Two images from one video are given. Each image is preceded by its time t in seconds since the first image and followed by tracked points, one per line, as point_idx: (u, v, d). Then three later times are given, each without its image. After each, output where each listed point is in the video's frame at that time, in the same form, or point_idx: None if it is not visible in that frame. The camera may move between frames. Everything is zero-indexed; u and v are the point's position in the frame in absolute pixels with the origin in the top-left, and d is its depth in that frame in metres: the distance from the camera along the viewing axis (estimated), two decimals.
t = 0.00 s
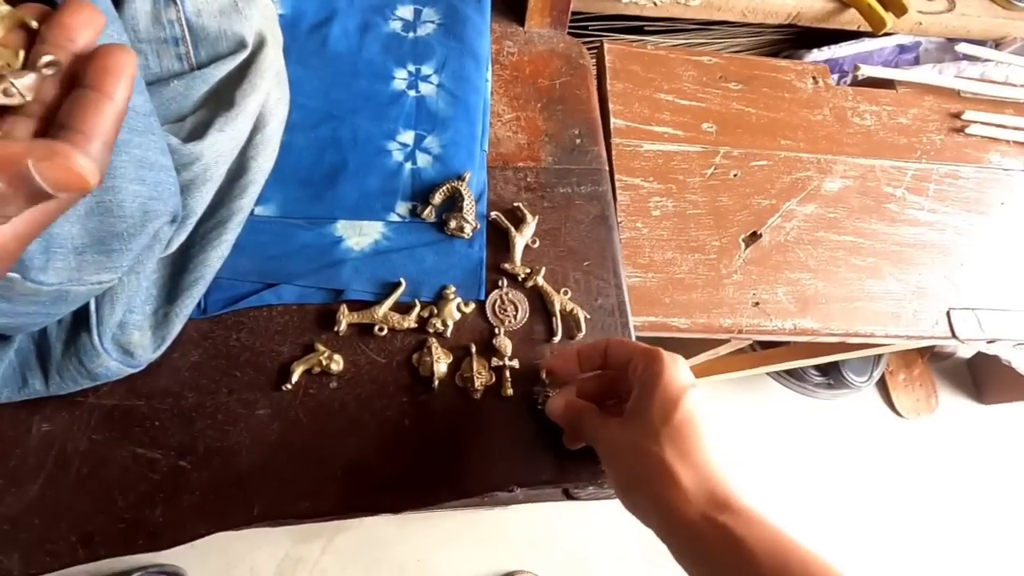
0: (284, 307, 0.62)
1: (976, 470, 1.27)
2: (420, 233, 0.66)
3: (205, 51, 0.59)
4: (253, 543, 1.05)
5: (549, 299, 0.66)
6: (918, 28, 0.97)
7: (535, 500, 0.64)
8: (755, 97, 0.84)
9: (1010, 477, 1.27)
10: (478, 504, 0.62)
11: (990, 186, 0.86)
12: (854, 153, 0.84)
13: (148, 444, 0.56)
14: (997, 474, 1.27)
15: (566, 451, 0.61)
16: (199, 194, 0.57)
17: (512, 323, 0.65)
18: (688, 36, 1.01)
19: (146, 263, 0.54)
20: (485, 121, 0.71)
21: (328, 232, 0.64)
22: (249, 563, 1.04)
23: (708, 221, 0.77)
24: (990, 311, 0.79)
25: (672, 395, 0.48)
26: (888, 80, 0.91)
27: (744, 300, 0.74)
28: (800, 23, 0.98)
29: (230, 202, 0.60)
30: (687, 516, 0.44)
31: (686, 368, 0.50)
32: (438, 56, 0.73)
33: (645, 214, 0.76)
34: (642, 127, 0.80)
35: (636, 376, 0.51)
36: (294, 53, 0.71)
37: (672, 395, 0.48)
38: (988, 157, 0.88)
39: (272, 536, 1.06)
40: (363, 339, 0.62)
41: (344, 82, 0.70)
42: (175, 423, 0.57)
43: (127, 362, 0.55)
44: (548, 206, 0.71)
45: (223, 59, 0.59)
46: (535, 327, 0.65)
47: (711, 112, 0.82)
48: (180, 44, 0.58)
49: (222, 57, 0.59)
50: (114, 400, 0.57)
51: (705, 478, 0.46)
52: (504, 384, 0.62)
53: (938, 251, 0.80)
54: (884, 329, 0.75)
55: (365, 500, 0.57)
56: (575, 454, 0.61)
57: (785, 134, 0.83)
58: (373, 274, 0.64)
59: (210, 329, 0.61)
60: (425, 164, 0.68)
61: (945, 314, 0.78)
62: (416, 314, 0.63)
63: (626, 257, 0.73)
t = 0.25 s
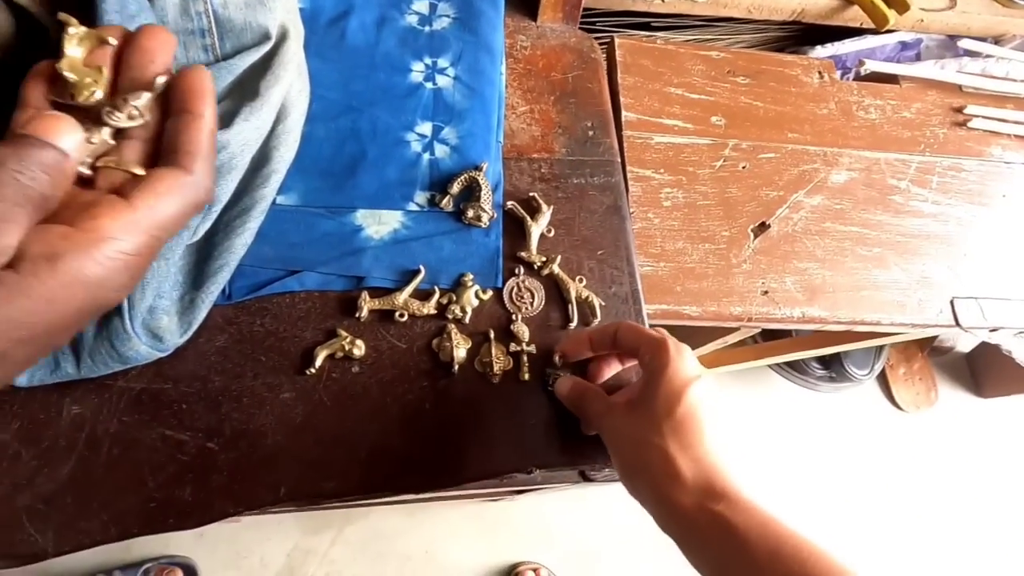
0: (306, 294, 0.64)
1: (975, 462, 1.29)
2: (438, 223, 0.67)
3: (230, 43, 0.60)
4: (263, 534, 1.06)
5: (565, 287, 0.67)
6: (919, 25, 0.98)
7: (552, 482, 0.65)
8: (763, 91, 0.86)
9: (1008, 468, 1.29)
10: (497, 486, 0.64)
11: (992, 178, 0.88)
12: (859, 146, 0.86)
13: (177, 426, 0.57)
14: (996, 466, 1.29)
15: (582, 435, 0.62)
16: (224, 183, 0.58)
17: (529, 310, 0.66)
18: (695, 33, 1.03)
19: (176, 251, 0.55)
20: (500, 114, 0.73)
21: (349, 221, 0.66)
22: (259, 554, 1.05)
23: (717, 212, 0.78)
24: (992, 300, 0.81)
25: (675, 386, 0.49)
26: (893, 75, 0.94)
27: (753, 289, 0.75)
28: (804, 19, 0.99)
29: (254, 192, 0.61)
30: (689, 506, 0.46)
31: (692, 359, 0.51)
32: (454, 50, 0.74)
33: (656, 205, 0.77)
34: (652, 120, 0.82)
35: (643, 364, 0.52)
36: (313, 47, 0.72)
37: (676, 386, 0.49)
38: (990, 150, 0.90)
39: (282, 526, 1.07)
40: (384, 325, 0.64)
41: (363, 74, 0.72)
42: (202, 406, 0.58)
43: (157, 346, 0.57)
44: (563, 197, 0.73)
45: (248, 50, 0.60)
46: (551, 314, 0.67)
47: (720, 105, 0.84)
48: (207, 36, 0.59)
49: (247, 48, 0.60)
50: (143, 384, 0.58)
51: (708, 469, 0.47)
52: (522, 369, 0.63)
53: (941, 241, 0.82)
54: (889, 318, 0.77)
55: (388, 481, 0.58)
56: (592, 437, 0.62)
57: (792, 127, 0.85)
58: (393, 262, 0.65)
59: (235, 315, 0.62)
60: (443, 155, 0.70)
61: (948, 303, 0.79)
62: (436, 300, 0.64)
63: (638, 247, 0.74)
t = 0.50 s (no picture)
0: (318, 284, 0.65)
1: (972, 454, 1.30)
2: (447, 214, 0.68)
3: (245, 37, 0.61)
4: (268, 529, 1.07)
5: (572, 277, 0.69)
6: (914, 23, 1.00)
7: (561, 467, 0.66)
8: (763, 86, 0.88)
9: (1005, 460, 1.31)
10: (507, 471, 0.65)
11: (987, 171, 0.90)
12: (858, 140, 0.87)
13: (194, 413, 0.58)
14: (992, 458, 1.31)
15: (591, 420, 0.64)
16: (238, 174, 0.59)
17: (537, 299, 0.68)
18: (695, 30, 1.04)
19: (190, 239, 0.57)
20: (507, 107, 0.74)
21: (360, 212, 0.67)
22: (264, 549, 1.05)
23: (720, 204, 0.80)
24: (989, 290, 0.83)
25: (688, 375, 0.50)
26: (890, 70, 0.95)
27: (756, 279, 0.77)
28: (802, 17, 1.00)
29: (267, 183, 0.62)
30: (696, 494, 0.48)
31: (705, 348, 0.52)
32: (461, 45, 0.76)
33: (660, 197, 0.79)
34: (655, 114, 0.83)
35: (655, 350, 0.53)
36: (322, 42, 0.73)
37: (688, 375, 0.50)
38: (985, 144, 0.91)
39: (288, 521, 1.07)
40: (396, 314, 0.65)
41: (372, 69, 0.73)
42: (218, 394, 0.59)
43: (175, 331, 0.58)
44: (569, 188, 0.74)
45: (263, 45, 0.61)
46: (559, 303, 0.68)
47: (721, 100, 0.86)
48: (222, 30, 0.59)
49: (262, 43, 0.61)
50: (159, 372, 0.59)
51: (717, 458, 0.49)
52: (532, 356, 0.64)
53: (939, 232, 0.84)
54: (889, 307, 0.79)
55: (402, 466, 0.59)
56: (600, 422, 0.64)
57: (791, 121, 0.86)
58: (403, 252, 0.66)
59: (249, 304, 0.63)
60: (451, 148, 0.71)
61: (946, 292, 0.81)
62: (446, 290, 0.66)
63: (643, 237, 0.76)
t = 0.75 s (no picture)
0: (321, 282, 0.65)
1: (969, 448, 1.31)
2: (448, 212, 0.69)
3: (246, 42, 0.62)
4: (270, 531, 1.07)
5: (573, 273, 0.69)
6: (906, 22, 1.02)
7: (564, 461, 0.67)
8: (758, 84, 0.89)
9: (1000, 453, 1.32)
10: (510, 464, 0.66)
11: (979, 166, 0.91)
12: (852, 136, 0.89)
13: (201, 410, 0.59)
14: (988, 451, 1.32)
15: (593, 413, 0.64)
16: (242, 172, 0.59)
17: (538, 295, 0.68)
18: (690, 30, 1.06)
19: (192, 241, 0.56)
20: (506, 106, 0.75)
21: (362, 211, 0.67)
22: (266, 550, 1.06)
23: (717, 200, 0.81)
24: (982, 282, 0.84)
25: (675, 410, 0.51)
26: (883, 68, 0.97)
27: (753, 273, 0.78)
28: (795, 16, 1.02)
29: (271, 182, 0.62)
30: (686, 533, 0.49)
31: (691, 380, 0.52)
32: (460, 45, 0.77)
33: (657, 193, 0.80)
34: (652, 112, 0.84)
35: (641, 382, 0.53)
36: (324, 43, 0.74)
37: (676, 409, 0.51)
38: (976, 139, 0.93)
39: (290, 522, 1.08)
40: (398, 310, 0.65)
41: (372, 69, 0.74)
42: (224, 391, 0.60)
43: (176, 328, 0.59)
44: (568, 186, 0.75)
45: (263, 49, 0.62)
46: (559, 299, 0.69)
47: (717, 98, 0.87)
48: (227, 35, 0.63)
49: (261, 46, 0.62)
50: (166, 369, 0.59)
51: (705, 494, 0.50)
52: (533, 350, 0.65)
53: (933, 226, 0.85)
54: (884, 300, 0.80)
55: (407, 460, 0.60)
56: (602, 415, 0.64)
57: (786, 118, 0.88)
58: (405, 250, 0.67)
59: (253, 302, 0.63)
60: (452, 146, 0.72)
61: (941, 285, 0.82)
62: (448, 286, 0.66)
63: (641, 234, 0.77)
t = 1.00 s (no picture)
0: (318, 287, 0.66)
1: (964, 444, 1.32)
2: (443, 216, 0.70)
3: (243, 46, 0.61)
4: (270, 536, 1.07)
5: (567, 275, 0.70)
6: (895, 22, 1.04)
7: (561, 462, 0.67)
8: (749, 85, 0.90)
9: (996, 449, 1.33)
10: (507, 466, 0.66)
11: (969, 164, 0.92)
12: (842, 136, 0.89)
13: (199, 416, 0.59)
14: (983, 448, 1.33)
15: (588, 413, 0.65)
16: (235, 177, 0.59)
17: (533, 297, 0.69)
18: (681, 33, 1.07)
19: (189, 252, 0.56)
20: (499, 110, 0.75)
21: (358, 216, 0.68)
22: (266, 555, 1.06)
23: (710, 200, 0.81)
24: (973, 280, 0.85)
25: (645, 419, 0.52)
26: (872, 68, 0.98)
27: (746, 273, 0.78)
28: (785, 18, 1.03)
29: (265, 188, 0.61)
30: (661, 544, 0.49)
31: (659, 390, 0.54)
32: (454, 50, 0.77)
33: (651, 195, 0.81)
34: (644, 114, 0.85)
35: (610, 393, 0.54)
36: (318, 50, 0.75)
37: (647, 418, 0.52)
38: (966, 138, 0.94)
39: (290, 526, 1.08)
40: (394, 314, 0.66)
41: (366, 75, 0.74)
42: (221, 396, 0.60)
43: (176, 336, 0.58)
44: (562, 188, 0.76)
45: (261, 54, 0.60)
46: (554, 300, 0.69)
47: (709, 100, 0.88)
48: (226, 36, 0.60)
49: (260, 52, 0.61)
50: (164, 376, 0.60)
51: (677, 502, 0.50)
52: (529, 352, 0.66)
53: (923, 224, 0.86)
54: (876, 298, 0.80)
55: (405, 462, 0.60)
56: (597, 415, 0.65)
57: (778, 119, 0.89)
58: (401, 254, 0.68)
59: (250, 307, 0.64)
60: (446, 151, 0.72)
61: (932, 283, 0.83)
62: (443, 290, 0.67)
63: (635, 235, 0.77)
